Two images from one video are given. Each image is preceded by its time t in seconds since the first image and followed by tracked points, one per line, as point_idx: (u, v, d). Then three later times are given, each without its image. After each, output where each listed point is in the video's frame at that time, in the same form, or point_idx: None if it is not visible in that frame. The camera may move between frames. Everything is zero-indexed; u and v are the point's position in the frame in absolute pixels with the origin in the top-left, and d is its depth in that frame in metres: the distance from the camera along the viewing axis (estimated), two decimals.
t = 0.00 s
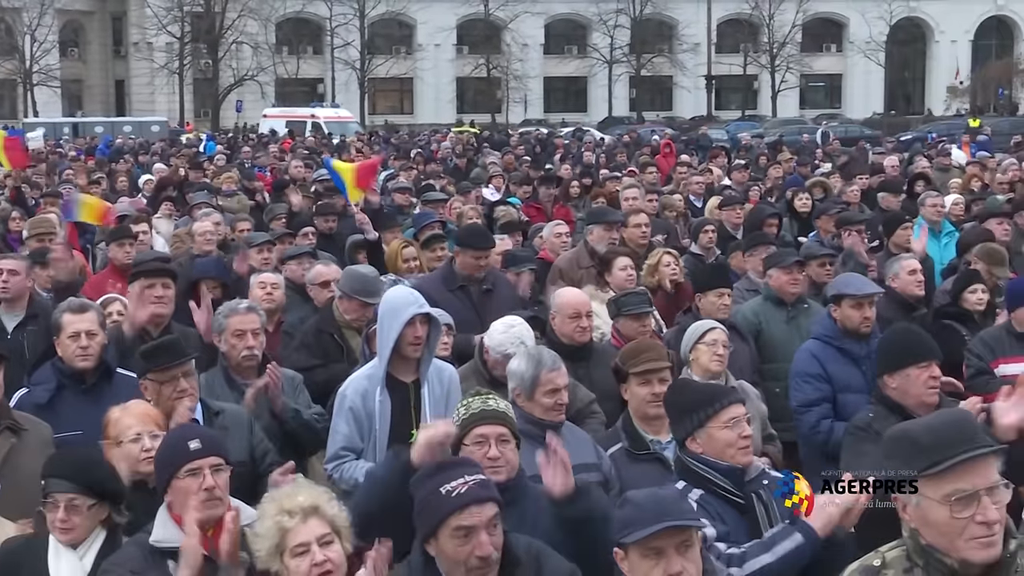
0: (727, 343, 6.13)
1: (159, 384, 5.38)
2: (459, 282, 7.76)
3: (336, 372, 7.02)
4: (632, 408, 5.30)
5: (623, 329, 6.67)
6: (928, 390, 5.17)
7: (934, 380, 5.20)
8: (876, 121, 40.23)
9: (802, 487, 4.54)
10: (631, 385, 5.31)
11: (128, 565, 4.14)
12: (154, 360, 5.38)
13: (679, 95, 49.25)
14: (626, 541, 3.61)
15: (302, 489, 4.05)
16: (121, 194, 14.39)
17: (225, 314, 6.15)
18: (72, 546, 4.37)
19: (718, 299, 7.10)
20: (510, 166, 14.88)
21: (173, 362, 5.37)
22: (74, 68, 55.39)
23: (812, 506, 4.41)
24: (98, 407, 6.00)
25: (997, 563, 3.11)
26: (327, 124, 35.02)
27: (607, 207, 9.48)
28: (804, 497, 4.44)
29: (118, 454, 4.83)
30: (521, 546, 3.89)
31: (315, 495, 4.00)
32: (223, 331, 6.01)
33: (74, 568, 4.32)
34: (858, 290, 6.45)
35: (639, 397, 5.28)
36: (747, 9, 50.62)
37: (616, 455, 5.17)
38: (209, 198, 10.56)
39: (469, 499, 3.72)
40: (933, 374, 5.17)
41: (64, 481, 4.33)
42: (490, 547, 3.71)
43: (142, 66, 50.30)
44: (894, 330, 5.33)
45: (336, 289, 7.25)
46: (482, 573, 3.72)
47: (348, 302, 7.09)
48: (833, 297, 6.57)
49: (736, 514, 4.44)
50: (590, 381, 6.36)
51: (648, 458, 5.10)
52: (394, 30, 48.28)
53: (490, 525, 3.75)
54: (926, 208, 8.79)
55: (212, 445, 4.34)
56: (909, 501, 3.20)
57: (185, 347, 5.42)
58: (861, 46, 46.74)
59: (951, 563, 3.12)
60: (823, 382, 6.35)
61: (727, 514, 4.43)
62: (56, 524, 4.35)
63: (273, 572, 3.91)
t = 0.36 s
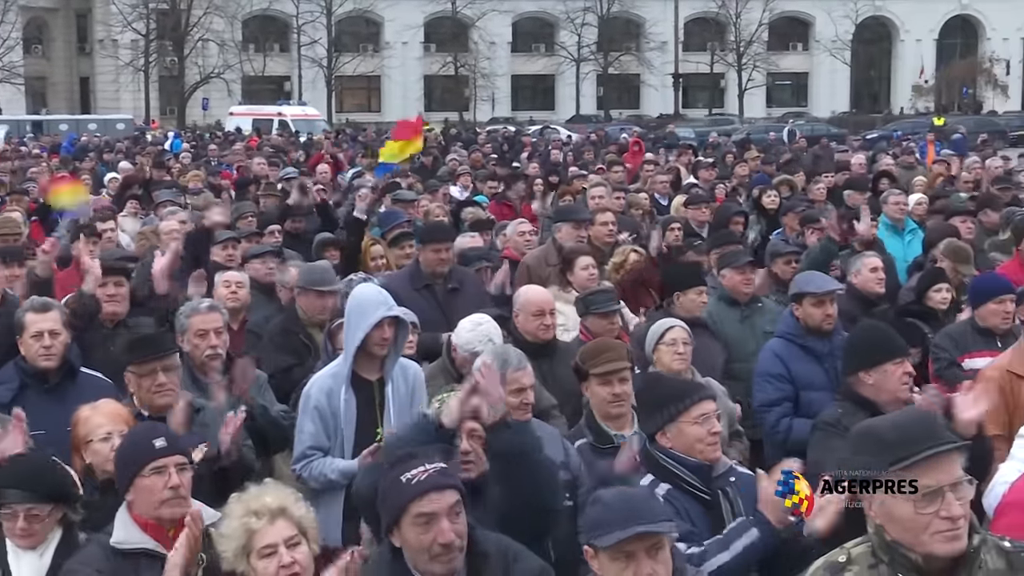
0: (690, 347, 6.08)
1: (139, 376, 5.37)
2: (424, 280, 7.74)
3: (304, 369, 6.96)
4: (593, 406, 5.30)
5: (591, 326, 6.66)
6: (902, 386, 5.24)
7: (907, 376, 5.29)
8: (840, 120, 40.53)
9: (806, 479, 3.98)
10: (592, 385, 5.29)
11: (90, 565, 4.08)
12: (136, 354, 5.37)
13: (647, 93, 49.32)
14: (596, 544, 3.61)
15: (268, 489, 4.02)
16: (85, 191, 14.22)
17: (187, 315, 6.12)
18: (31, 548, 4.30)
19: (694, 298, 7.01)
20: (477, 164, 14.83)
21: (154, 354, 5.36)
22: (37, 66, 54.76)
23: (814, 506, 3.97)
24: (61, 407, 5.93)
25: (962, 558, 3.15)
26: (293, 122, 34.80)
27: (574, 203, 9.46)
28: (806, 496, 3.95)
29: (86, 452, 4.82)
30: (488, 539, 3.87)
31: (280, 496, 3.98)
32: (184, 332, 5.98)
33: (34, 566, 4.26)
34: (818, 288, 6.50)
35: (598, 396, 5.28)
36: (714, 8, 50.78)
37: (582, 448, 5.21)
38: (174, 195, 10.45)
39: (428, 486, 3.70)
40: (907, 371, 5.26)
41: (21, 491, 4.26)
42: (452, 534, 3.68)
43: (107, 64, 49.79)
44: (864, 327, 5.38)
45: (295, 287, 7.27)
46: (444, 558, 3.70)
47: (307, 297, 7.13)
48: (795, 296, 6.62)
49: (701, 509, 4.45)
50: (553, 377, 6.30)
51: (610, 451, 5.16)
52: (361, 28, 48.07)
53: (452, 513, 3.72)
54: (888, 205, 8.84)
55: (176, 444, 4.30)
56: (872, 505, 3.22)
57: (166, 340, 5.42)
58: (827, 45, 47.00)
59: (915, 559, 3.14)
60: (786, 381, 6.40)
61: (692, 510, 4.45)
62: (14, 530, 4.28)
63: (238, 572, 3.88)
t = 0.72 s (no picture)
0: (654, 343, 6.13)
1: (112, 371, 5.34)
2: (392, 274, 7.70)
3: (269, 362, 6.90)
4: (563, 403, 5.31)
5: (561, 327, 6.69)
6: (871, 380, 5.30)
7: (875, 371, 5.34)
8: (806, 116, 40.80)
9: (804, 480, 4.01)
10: (560, 379, 5.31)
11: (59, 562, 4.04)
12: (106, 349, 5.34)
13: (615, 89, 49.42)
14: (568, 534, 3.61)
15: (240, 486, 4.01)
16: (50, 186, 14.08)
17: (154, 312, 6.09)
18: None
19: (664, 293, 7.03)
20: (445, 161, 14.82)
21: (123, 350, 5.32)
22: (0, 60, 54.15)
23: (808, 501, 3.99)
24: (27, 405, 5.87)
25: (928, 551, 3.13)
26: (261, 118, 34.60)
27: (541, 199, 9.45)
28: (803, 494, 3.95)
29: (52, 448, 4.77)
30: (474, 537, 3.87)
31: (253, 492, 3.96)
32: (152, 328, 5.94)
33: None
34: (783, 282, 6.59)
35: (566, 391, 5.30)
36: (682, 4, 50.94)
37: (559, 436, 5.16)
38: (140, 191, 10.36)
39: (418, 487, 3.69)
40: (876, 366, 5.32)
41: None
42: (437, 535, 3.67)
43: (72, 58, 49.31)
44: (832, 322, 5.43)
45: (251, 286, 7.30)
46: (428, 558, 3.69)
47: (265, 291, 7.18)
48: (759, 291, 6.71)
49: (667, 499, 4.47)
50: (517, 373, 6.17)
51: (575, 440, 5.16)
52: (329, 23, 47.82)
53: (439, 515, 3.70)
54: (852, 201, 8.88)
55: (143, 439, 4.27)
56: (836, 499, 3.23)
57: (138, 336, 5.39)
58: (795, 41, 47.29)
59: (883, 552, 3.13)
60: (749, 376, 6.43)
61: (656, 501, 4.47)
62: None
63: (208, 569, 3.84)
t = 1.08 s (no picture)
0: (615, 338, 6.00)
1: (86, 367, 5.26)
2: (362, 270, 7.65)
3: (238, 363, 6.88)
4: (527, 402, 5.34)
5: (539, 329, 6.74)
6: (837, 376, 5.39)
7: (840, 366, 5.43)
8: (772, 112, 41.04)
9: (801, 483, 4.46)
10: (523, 377, 5.36)
11: (28, 552, 3.99)
12: (73, 348, 5.25)
13: (583, 85, 49.53)
14: (535, 530, 3.62)
15: (210, 483, 3.97)
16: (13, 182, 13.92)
17: (121, 308, 6.04)
18: None
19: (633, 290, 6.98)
20: (413, 158, 14.80)
21: (94, 348, 5.23)
22: None
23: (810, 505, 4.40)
24: None
25: (894, 545, 3.14)
26: (228, 114, 34.40)
27: (510, 195, 9.44)
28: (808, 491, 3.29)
29: (16, 444, 4.71)
30: (460, 530, 3.86)
31: (222, 490, 3.93)
32: (118, 325, 5.89)
33: None
34: (746, 279, 6.61)
35: (529, 389, 5.35)
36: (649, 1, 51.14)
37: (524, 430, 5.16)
38: (105, 187, 10.25)
39: (409, 468, 3.68)
40: (841, 362, 5.41)
41: None
42: (428, 518, 3.65)
43: (35, 54, 48.74)
44: (799, 318, 5.51)
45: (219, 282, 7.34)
46: (418, 543, 3.66)
47: (239, 290, 7.26)
48: (724, 287, 6.72)
49: (636, 489, 4.46)
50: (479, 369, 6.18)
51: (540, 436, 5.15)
52: (296, 18, 47.61)
53: (430, 498, 3.69)
54: (818, 197, 8.94)
55: (117, 433, 4.21)
56: (823, 493, 3.18)
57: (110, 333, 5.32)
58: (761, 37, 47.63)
59: (849, 544, 3.14)
60: (716, 371, 6.46)
61: (629, 493, 4.45)
62: None
63: (175, 567, 3.82)
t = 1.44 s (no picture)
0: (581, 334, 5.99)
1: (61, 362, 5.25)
2: (328, 266, 7.68)
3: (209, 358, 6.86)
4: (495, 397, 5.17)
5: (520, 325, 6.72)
6: (793, 371, 5.48)
7: (798, 361, 5.52)
8: (739, 109, 41.29)
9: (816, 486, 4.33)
10: (501, 365, 5.11)
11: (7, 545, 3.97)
12: (46, 343, 5.25)
13: (551, 83, 49.59)
14: (501, 533, 3.67)
15: (175, 481, 3.98)
16: None
17: (92, 305, 6.02)
18: None
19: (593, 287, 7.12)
20: (383, 155, 14.79)
21: (67, 344, 5.24)
22: None
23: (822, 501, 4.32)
24: None
25: (859, 538, 3.11)
26: (197, 111, 34.20)
27: (479, 191, 9.46)
28: (808, 495, 3.12)
29: None
30: (415, 529, 3.89)
31: (188, 488, 3.94)
32: (88, 323, 5.88)
33: None
34: (716, 274, 6.68)
35: (508, 377, 5.09)
36: None
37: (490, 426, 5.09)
38: (72, 184, 10.17)
39: (361, 459, 3.73)
40: (797, 356, 5.50)
41: None
42: (381, 508, 3.69)
43: None
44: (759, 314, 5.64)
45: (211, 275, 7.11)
46: (373, 535, 3.69)
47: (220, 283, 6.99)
48: (693, 283, 6.80)
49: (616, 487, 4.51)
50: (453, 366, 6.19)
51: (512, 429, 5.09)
52: (263, 16, 47.35)
53: (383, 489, 3.73)
54: (785, 194, 9.03)
55: (89, 425, 4.29)
56: (824, 494, 3.11)
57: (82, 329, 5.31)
58: (727, 36, 47.92)
59: (814, 538, 3.11)
60: (685, 366, 6.52)
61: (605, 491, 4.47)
62: None
63: (142, 565, 3.80)
